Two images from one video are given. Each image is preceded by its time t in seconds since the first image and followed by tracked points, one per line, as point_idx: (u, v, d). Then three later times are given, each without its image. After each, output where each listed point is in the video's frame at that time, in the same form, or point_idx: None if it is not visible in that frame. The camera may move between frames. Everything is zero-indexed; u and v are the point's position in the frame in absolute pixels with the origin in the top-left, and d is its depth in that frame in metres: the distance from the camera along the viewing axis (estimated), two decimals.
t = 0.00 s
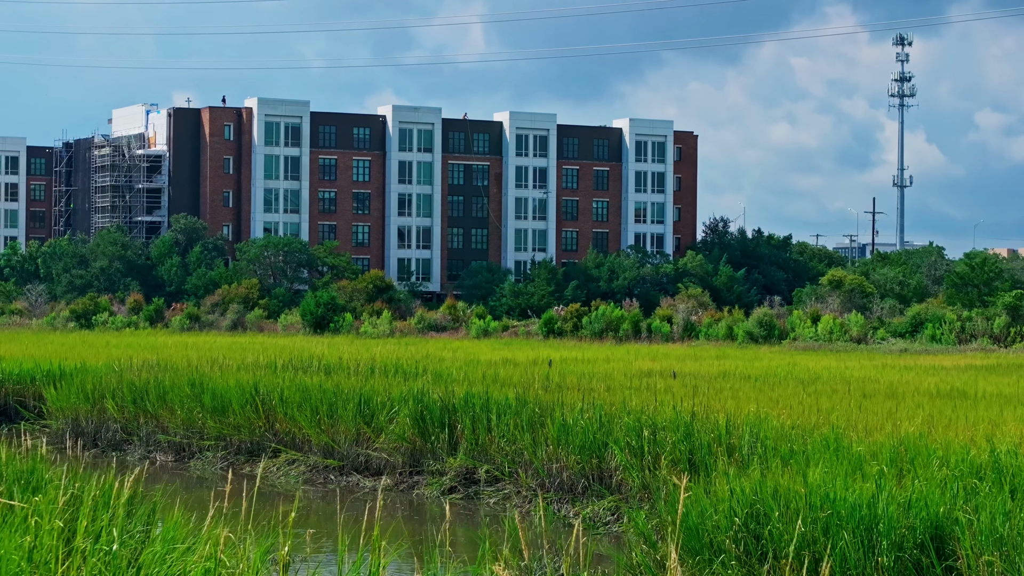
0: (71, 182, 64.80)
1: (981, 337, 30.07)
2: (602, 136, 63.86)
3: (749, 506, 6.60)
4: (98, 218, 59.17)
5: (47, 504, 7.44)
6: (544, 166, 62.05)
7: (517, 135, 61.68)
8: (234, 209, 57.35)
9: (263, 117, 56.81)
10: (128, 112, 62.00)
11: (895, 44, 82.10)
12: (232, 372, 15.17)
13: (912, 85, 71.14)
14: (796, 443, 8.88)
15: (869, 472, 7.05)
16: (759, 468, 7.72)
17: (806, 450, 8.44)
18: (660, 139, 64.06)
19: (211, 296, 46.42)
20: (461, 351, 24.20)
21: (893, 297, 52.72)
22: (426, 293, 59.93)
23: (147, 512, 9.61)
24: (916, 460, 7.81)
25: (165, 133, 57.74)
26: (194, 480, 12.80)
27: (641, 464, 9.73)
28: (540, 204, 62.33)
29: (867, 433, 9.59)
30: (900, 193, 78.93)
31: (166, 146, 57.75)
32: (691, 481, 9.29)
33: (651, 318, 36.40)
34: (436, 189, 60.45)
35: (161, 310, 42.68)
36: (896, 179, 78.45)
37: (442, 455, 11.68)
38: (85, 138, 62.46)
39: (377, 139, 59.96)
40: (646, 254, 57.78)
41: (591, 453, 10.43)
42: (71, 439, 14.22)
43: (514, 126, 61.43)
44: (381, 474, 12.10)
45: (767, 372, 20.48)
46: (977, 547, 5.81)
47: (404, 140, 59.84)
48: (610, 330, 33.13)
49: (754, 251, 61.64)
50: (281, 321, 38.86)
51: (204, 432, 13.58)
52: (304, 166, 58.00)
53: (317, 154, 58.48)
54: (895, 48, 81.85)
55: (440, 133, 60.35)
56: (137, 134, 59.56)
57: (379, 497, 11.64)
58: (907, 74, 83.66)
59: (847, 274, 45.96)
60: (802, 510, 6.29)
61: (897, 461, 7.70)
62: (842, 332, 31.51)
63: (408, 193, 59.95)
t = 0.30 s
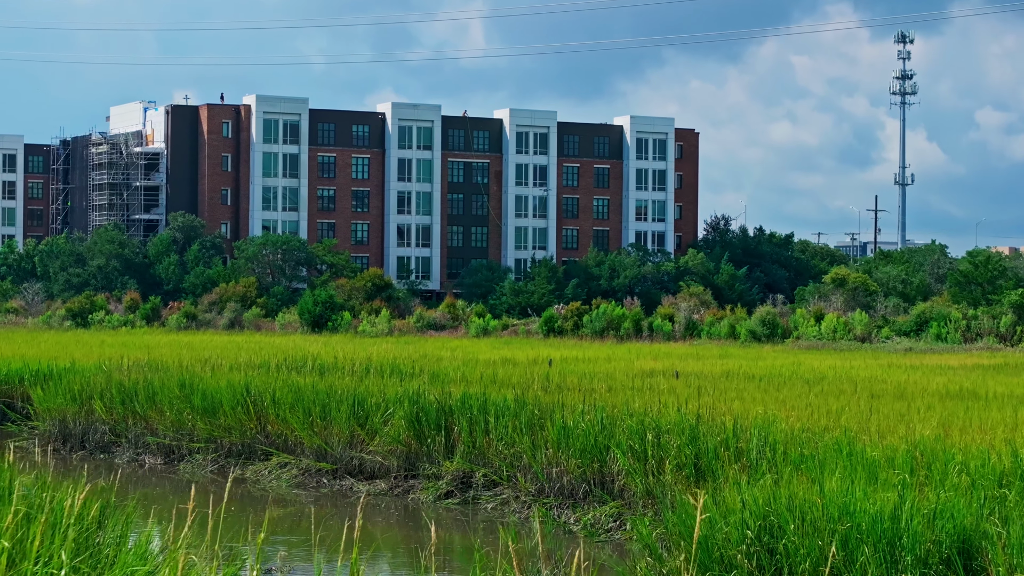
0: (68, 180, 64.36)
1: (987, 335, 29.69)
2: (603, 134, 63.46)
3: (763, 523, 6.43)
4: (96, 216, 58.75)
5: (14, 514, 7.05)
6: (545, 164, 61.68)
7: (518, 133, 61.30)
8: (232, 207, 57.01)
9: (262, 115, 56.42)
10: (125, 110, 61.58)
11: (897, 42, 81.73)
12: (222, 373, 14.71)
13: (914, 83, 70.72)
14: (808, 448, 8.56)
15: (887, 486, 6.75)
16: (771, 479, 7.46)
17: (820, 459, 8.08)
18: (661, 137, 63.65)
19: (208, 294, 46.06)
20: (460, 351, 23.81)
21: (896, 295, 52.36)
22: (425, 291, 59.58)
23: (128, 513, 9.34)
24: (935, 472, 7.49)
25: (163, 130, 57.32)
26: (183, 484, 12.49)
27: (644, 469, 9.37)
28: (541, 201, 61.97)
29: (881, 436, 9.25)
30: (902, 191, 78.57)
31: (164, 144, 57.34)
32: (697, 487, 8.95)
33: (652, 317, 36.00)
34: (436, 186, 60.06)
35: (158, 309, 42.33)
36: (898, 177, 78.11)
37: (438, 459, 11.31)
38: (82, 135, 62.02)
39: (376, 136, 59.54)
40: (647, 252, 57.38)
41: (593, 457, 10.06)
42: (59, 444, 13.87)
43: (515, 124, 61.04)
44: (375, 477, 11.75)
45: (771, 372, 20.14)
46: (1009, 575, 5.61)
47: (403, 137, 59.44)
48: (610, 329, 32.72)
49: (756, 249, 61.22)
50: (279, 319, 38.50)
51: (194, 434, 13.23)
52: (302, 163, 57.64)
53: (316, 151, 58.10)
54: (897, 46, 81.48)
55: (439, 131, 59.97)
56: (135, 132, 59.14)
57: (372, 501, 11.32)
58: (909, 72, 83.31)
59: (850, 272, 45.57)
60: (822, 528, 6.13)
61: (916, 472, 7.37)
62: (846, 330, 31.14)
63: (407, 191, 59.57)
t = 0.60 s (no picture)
0: (65, 178, 63.91)
1: (993, 335, 29.27)
2: (604, 132, 63.02)
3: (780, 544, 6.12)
4: (92, 214, 58.29)
5: None
6: (545, 162, 61.25)
7: (518, 131, 60.86)
8: (230, 206, 56.63)
9: (260, 113, 56.01)
10: (123, 107, 61.14)
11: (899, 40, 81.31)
12: (211, 375, 14.23)
13: (915, 81, 70.39)
14: (821, 456, 8.15)
15: (909, 505, 6.38)
16: (787, 495, 7.08)
17: (835, 470, 7.68)
18: (662, 135, 63.21)
19: (205, 293, 45.66)
20: (459, 351, 23.39)
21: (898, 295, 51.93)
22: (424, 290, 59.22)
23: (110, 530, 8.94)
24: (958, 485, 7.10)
25: (160, 128, 56.86)
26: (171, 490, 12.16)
27: (647, 476, 8.95)
28: (541, 200, 61.55)
29: (896, 441, 8.84)
30: (903, 189, 78.18)
31: (161, 142, 56.91)
32: (703, 495, 8.56)
33: (653, 316, 35.58)
34: (435, 185, 59.66)
35: (154, 308, 41.95)
36: (899, 176, 77.74)
37: (433, 464, 10.90)
38: (79, 133, 61.54)
39: (376, 134, 59.07)
40: (647, 251, 56.89)
41: (594, 463, 9.63)
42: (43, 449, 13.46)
43: (515, 122, 60.59)
44: (367, 482, 11.35)
45: (776, 372, 19.77)
46: None
47: (402, 135, 58.99)
48: (611, 329, 32.31)
49: (757, 248, 60.79)
50: (276, 319, 38.09)
51: (182, 438, 12.86)
52: (301, 162, 57.23)
53: (314, 149, 57.68)
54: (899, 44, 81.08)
55: (439, 129, 59.57)
56: (132, 130, 58.68)
57: (364, 508, 10.94)
58: (910, 71, 82.93)
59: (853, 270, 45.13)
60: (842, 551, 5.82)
61: (938, 487, 7.00)
62: (850, 330, 30.74)
63: (406, 190, 59.15)
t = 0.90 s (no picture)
0: (61, 177, 63.09)
1: (1001, 335, 28.79)
2: (604, 130, 62.54)
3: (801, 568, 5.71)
4: (89, 214, 57.81)
5: None
6: (545, 161, 60.78)
7: (518, 129, 60.39)
8: (227, 205, 56.18)
9: (258, 111, 55.55)
10: (119, 105, 60.68)
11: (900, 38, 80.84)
12: (196, 377, 13.76)
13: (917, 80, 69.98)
14: (835, 466, 7.73)
15: (937, 527, 5.97)
16: (805, 514, 6.65)
17: (853, 485, 7.24)
18: (663, 133, 62.74)
19: (201, 293, 45.21)
20: (457, 352, 22.94)
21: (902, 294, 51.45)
22: (423, 290, 58.78)
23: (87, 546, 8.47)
24: (986, 504, 6.70)
25: (157, 127, 56.40)
26: (154, 496, 11.72)
27: (649, 484, 8.49)
28: (541, 199, 61.09)
29: (913, 449, 8.42)
30: (906, 189, 77.72)
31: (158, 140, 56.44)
32: (710, 506, 8.12)
33: (655, 316, 35.11)
34: (434, 184, 59.23)
35: (149, 308, 41.51)
36: (901, 175, 77.29)
37: (424, 471, 10.44)
38: (75, 132, 61.08)
39: (374, 133, 58.60)
40: (648, 249, 56.40)
41: (593, 469, 9.18)
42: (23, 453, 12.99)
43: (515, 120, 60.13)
44: (357, 489, 10.88)
45: (781, 373, 19.34)
46: None
47: (401, 134, 58.54)
48: (612, 329, 31.86)
49: (759, 248, 60.33)
50: (272, 319, 37.65)
51: (165, 443, 12.39)
52: (299, 160, 56.76)
53: (312, 148, 57.21)
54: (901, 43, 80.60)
55: (438, 128, 59.14)
56: (129, 128, 58.18)
57: (354, 517, 10.47)
58: (911, 70, 82.50)
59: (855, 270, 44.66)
60: None
61: (964, 507, 6.60)
62: (855, 330, 30.30)
63: (405, 189, 58.71)
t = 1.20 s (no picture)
0: (56, 177, 62.59)
1: (1008, 337, 28.30)
2: (605, 129, 62.00)
3: None
4: (85, 214, 57.29)
5: None
6: (545, 160, 60.25)
7: (518, 129, 59.87)
8: (225, 205, 55.64)
9: (255, 110, 55.03)
10: (116, 104, 60.14)
11: (903, 37, 80.25)
12: (179, 381, 13.22)
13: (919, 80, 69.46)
14: (853, 483, 7.24)
15: (974, 563, 5.53)
16: (828, 544, 6.18)
17: (871, 504, 6.78)
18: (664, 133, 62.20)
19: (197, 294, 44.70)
20: (455, 354, 22.48)
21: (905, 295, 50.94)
22: (422, 291, 58.31)
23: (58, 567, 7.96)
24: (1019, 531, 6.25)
25: (154, 126, 55.86)
26: (134, 506, 11.21)
27: (651, 498, 7.98)
28: (541, 199, 60.60)
29: (931, 461, 7.95)
30: (908, 189, 77.19)
31: (155, 139, 55.88)
32: (716, 522, 7.63)
33: (656, 317, 34.58)
34: (434, 184, 58.72)
35: (144, 309, 41.07)
36: (904, 175, 76.78)
37: (415, 482, 9.93)
38: (71, 131, 60.52)
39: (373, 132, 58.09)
40: (649, 250, 55.86)
41: (591, 481, 8.68)
42: None
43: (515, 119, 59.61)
44: (344, 501, 10.37)
45: (787, 377, 18.86)
46: None
47: (400, 133, 58.04)
48: (613, 330, 31.35)
49: (761, 248, 59.82)
50: (268, 320, 37.11)
51: (146, 451, 11.87)
52: (297, 160, 56.25)
53: (310, 147, 56.69)
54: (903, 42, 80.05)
55: (437, 127, 58.65)
56: (125, 127, 57.65)
57: (341, 530, 9.97)
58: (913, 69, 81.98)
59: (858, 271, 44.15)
60: None
61: (997, 536, 6.16)
62: (859, 332, 29.82)
63: (404, 189, 58.23)
